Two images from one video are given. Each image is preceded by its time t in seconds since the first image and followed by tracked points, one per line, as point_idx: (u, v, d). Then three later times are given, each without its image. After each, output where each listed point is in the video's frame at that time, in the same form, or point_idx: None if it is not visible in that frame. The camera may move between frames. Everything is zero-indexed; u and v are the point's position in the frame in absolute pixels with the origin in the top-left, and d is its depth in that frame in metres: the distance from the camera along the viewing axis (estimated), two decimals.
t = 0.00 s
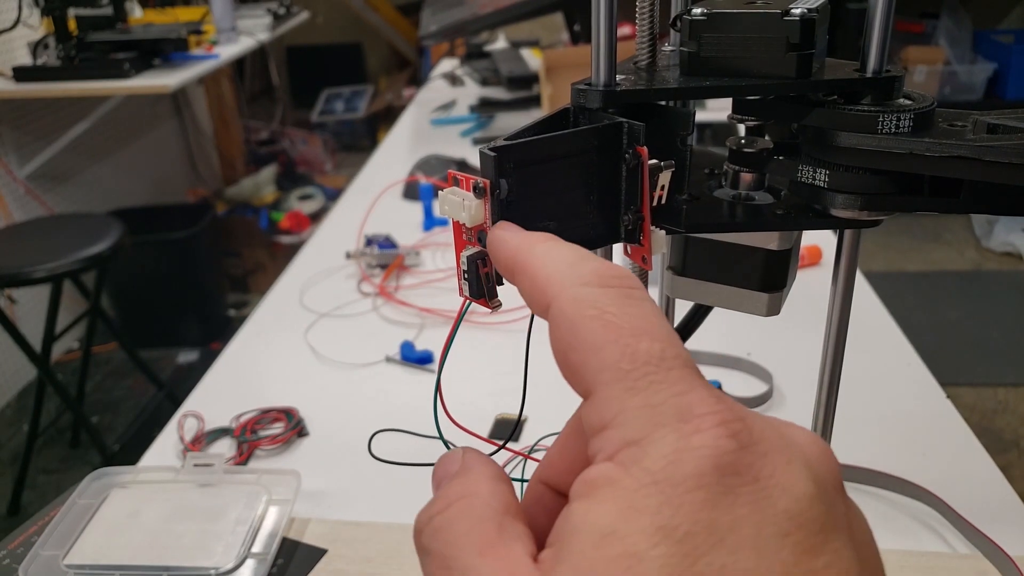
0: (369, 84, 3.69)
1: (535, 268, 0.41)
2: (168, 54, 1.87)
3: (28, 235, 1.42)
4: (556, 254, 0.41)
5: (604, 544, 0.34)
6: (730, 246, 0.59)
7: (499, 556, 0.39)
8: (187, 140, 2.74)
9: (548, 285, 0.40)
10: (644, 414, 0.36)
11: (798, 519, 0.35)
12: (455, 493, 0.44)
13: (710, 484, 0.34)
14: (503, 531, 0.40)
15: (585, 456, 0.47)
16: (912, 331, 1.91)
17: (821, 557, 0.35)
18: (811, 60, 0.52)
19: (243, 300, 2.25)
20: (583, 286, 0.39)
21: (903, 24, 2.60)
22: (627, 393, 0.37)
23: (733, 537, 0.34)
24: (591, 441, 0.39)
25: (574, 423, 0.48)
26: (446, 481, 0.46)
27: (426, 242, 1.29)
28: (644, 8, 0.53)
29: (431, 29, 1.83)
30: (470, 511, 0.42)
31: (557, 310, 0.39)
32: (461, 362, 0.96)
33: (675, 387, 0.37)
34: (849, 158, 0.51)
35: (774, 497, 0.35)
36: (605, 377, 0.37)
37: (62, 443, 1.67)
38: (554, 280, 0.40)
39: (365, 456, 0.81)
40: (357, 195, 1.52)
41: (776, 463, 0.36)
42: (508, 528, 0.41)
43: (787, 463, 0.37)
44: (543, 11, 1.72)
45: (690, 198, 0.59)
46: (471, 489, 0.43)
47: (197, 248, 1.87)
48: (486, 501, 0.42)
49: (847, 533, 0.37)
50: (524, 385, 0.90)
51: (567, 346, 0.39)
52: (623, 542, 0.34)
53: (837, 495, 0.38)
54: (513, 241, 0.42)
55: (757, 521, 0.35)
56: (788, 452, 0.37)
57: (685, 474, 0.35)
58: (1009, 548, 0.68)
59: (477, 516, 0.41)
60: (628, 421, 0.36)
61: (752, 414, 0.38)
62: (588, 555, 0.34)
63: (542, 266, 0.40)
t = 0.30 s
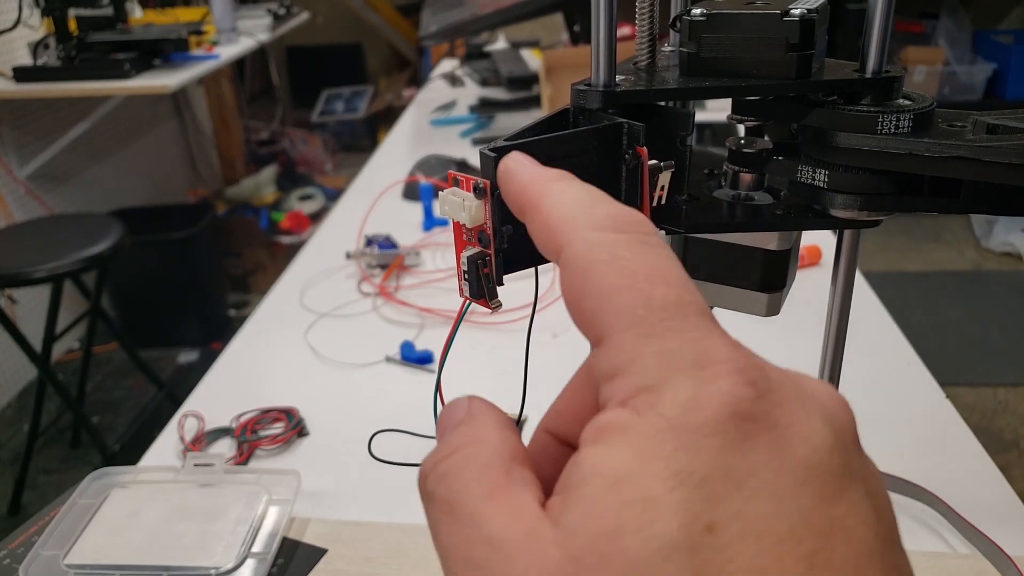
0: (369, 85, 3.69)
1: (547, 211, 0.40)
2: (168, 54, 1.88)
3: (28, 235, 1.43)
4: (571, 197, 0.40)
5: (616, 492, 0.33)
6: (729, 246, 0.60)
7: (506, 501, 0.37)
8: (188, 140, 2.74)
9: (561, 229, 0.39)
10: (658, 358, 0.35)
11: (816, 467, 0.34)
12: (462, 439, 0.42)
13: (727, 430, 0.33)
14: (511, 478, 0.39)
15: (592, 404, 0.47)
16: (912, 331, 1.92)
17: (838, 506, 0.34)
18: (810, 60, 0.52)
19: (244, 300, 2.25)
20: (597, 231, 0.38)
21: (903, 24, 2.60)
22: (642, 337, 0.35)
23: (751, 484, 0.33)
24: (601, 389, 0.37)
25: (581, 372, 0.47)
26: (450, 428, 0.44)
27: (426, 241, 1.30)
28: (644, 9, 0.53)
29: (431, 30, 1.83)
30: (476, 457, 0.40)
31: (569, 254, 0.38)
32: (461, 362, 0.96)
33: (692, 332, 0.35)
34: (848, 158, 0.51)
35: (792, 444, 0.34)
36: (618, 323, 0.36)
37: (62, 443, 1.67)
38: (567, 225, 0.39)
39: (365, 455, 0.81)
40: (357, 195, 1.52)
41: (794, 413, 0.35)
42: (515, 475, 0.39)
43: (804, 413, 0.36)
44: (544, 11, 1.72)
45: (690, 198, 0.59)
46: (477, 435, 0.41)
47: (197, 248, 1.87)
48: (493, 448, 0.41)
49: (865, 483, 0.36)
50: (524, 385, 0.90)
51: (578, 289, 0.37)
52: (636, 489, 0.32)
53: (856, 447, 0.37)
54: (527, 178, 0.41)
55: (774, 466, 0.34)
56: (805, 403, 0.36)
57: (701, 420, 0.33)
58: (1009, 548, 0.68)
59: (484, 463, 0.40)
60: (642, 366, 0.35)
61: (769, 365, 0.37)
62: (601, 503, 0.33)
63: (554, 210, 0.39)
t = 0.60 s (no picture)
0: (369, 85, 3.69)
1: (535, 298, 0.41)
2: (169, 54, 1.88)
3: (28, 235, 1.43)
4: (555, 286, 0.41)
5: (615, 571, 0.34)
6: (729, 246, 0.59)
7: None
8: (188, 140, 2.74)
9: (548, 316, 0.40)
10: (650, 441, 0.36)
11: (800, 545, 0.35)
12: (465, 511, 0.44)
13: (716, 510, 0.35)
14: (509, 555, 0.40)
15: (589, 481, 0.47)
16: (911, 330, 1.92)
17: None
18: (810, 60, 0.52)
19: (244, 301, 2.26)
20: (583, 319, 0.39)
21: (904, 24, 2.60)
22: (631, 422, 0.37)
23: (737, 562, 0.34)
24: (597, 469, 0.39)
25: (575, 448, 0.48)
26: (454, 501, 0.46)
27: (426, 242, 1.30)
28: (644, 7, 0.53)
29: (431, 29, 1.83)
30: (478, 533, 0.42)
31: (559, 341, 0.39)
32: (460, 362, 0.96)
33: (680, 413, 0.37)
34: (848, 158, 0.51)
35: (778, 523, 0.35)
36: (609, 406, 0.37)
37: (62, 443, 1.67)
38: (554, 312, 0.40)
39: (365, 455, 0.81)
40: (356, 195, 1.52)
41: (779, 489, 0.36)
42: (515, 551, 0.41)
43: (791, 489, 0.36)
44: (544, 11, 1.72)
45: (689, 197, 0.59)
46: (479, 509, 0.44)
47: (196, 248, 1.87)
48: (494, 523, 0.43)
49: (849, 555, 0.37)
50: (524, 385, 0.90)
51: (568, 375, 0.39)
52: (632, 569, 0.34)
53: (840, 518, 0.38)
54: (511, 270, 0.42)
55: (761, 546, 0.35)
56: (789, 477, 0.37)
57: (689, 502, 0.35)
58: (1009, 547, 0.68)
59: (484, 540, 0.41)
60: (635, 448, 0.36)
61: (754, 440, 0.38)
62: None
63: (543, 296, 0.41)
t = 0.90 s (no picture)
0: (369, 85, 3.69)
1: (518, 222, 0.40)
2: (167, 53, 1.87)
3: (26, 235, 1.42)
4: (543, 205, 0.40)
5: (595, 494, 0.33)
6: (730, 246, 0.59)
7: (487, 514, 0.38)
8: (187, 140, 2.73)
9: (532, 237, 0.39)
10: (633, 364, 0.36)
11: (792, 467, 0.35)
12: (444, 451, 0.42)
13: (702, 433, 0.34)
14: (491, 491, 0.40)
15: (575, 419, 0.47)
16: (913, 330, 1.91)
17: (815, 506, 0.35)
18: (810, 60, 0.52)
19: (243, 300, 2.25)
20: (568, 241, 0.38)
21: (905, 24, 2.59)
22: (615, 345, 0.36)
23: (729, 483, 0.34)
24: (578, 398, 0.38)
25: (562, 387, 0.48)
26: (432, 444, 0.45)
27: (426, 241, 1.29)
28: (644, 6, 0.52)
29: (431, 29, 1.82)
30: (458, 471, 0.41)
31: (541, 263, 0.38)
32: (460, 362, 0.96)
33: (664, 337, 0.36)
34: (849, 157, 0.51)
35: (768, 445, 0.35)
36: (592, 331, 0.37)
37: (60, 443, 1.67)
38: (538, 235, 0.39)
39: (364, 456, 0.81)
40: (356, 195, 1.52)
41: (769, 414, 0.37)
42: (496, 489, 0.40)
43: (779, 414, 0.37)
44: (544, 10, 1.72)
45: (690, 197, 0.58)
46: (459, 448, 0.42)
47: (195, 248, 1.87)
48: (473, 461, 0.41)
49: (841, 485, 0.37)
50: (523, 385, 0.90)
51: (551, 300, 0.38)
52: (612, 494, 0.33)
53: (832, 447, 0.38)
54: (500, 185, 0.41)
55: (752, 466, 0.35)
56: (779, 404, 0.38)
57: (676, 424, 0.34)
58: (1010, 548, 0.68)
59: (465, 478, 0.40)
60: (617, 371, 0.36)
61: (745, 368, 0.38)
62: (575, 507, 0.33)
63: (527, 219, 0.39)
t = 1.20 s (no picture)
0: (369, 85, 3.69)
1: (525, 325, 0.41)
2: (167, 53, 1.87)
3: (27, 235, 1.42)
4: (549, 308, 0.42)
5: None
6: (730, 245, 0.59)
7: None
8: (187, 140, 2.73)
9: (540, 339, 0.41)
10: (645, 457, 0.36)
11: (797, 561, 0.35)
12: (463, 527, 0.44)
13: (714, 524, 0.34)
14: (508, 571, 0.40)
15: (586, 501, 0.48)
16: (912, 330, 1.91)
17: None
18: (810, 60, 0.52)
19: (243, 300, 2.25)
20: (574, 341, 0.40)
21: (904, 24, 2.59)
22: (627, 439, 0.37)
23: None
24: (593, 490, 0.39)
25: (574, 468, 0.49)
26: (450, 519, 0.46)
27: (426, 241, 1.29)
28: (644, 6, 0.52)
29: (431, 29, 1.82)
30: (475, 551, 0.42)
31: (550, 364, 0.40)
32: (460, 362, 0.96)
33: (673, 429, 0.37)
34: (849, 157, 0.51)
35: (776, 540, 0.35)
36: (601, 426, 0.37)
37: (61, 443, 1.66)
38: (544, 337, 0.40)
39: (364, 455, 0.81)
40: (356, 195, 1.52)
41: (777, 505, 0.36)
42: (514, 565, 0.40)
43: (788, 505, 0.36)
44: (544, 9, 1.72)
45: (690, 196, 0.58)
46: (477, 525, 0.43)
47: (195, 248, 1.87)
48: (490, 541, 0.42)
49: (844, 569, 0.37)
50: (524, 385, 0.90)
51: (562, 400, 0.39)
52: None
53: (837, 534, 0.38)
54: (508, 288, 0.43)
55: (761, 560, 0.35)
56: (789, 494, 0.37)
57: (690, 517, 0.34)
58: (1010, 548, 0.68)
59: (482, 554, 0.41)
60: (631, 465, 0.36)
61: (751, 454, 0.37)
62: None
63: (533, 321, 0.41)
